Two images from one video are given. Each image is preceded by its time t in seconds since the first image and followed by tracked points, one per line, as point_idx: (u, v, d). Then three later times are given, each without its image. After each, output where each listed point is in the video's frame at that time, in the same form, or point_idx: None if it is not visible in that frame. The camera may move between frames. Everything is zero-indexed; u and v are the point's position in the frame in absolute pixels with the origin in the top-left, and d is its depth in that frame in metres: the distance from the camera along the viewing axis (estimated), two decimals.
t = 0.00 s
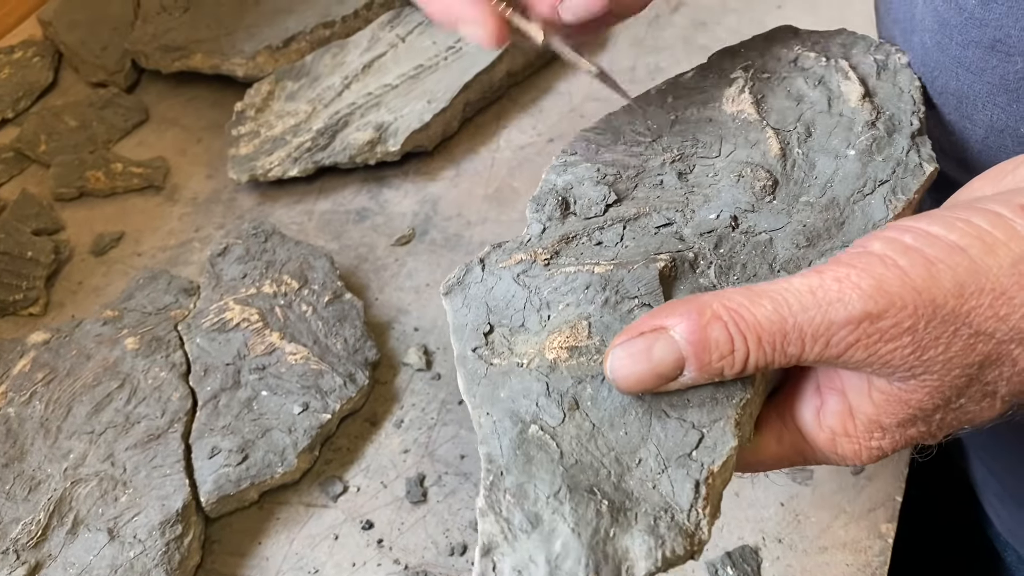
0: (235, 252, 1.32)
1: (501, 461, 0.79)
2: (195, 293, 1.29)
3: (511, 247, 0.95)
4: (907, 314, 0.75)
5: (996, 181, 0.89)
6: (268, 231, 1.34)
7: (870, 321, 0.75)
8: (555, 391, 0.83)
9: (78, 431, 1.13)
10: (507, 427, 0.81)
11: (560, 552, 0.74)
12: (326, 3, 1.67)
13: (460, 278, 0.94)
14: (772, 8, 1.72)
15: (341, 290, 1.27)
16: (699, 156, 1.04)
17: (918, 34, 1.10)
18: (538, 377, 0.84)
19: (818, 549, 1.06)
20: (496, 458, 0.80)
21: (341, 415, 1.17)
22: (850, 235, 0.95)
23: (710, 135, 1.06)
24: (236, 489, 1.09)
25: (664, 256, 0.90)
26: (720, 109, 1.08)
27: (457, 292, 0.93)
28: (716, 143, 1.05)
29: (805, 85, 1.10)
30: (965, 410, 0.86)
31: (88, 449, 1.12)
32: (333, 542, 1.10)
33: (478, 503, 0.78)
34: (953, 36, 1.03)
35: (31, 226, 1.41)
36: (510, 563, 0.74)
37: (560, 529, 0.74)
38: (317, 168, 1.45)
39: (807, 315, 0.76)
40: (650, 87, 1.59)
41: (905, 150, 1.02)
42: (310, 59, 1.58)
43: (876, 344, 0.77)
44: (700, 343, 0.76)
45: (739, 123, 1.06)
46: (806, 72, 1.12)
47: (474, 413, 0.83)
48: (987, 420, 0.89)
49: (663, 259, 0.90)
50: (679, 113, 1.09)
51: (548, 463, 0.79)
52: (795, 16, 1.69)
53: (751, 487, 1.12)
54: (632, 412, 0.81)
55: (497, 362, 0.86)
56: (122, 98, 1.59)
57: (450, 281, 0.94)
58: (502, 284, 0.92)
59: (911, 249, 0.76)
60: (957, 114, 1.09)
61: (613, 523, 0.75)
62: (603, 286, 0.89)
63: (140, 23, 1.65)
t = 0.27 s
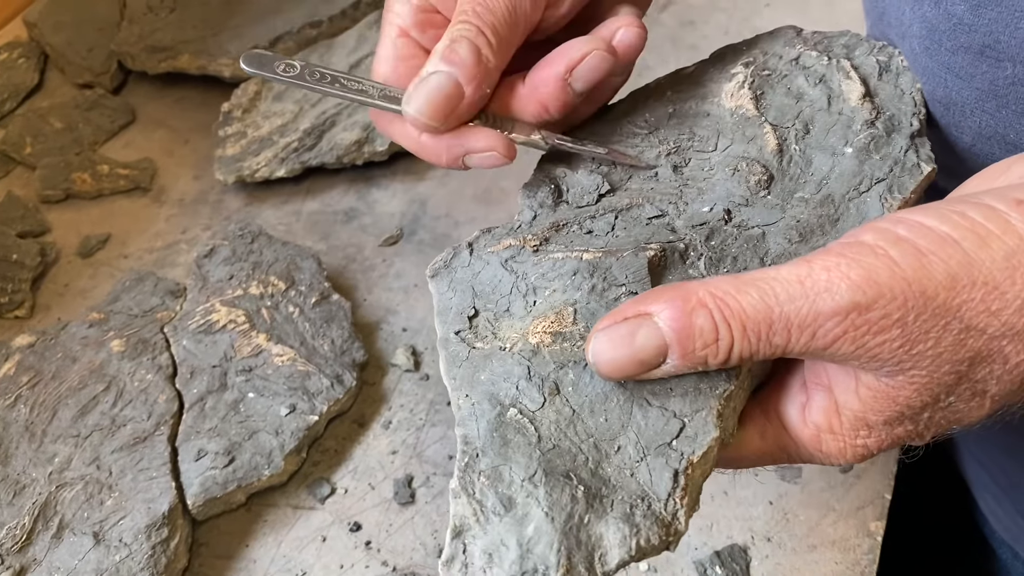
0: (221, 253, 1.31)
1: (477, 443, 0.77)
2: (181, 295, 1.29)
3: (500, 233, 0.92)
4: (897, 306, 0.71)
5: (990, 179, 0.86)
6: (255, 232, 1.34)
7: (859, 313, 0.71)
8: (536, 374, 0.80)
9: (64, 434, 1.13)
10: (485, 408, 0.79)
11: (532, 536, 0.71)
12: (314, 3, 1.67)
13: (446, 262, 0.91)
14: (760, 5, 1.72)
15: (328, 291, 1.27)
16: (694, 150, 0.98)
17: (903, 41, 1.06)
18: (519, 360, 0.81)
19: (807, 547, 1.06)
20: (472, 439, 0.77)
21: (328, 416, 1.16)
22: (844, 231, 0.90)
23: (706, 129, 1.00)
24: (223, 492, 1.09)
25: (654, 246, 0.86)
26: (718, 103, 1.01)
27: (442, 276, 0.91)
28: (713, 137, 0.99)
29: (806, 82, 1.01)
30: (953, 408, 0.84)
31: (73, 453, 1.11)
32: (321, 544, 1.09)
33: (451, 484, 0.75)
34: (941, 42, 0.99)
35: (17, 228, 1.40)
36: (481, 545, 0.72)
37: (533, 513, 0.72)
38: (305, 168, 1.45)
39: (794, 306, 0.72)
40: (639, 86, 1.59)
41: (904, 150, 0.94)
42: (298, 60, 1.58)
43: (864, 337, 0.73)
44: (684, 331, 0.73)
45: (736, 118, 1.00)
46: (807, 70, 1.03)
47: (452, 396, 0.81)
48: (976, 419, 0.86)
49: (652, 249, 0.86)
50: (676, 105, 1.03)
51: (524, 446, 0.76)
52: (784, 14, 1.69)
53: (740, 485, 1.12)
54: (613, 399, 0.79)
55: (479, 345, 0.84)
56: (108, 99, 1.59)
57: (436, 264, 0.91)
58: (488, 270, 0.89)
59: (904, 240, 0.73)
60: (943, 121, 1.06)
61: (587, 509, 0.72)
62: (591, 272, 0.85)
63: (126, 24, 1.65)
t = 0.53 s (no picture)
0: (213, 254, 1.31)
1: (468, 424, 0.78)
2: (174, 296, 1.28)
3: (497, 224, 0.93)
4: (890, 295, 0.71)
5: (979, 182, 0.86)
6: (247, 232, 1.34)
7: (852, 301, 0.71)
8: (528, 360, 0.81)
9: (56, 436, 1.13)
10: (477, 392, 0.80)
11: (521, 516, 0.71)
12: (304, 4, 1.67)
13: (443, 250, 0.92)
14: (750, 4, 1.72)
15: (321, 291, 1.27)
16: (692, 149, 0.98)
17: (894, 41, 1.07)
18: (513, 345, 0.82)
19: (799, 544, 1.07)
20: (463, 421, 0.78)
21: (321, 416, 1.16)
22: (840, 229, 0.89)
23: (705, 129, 1.00)
24: (216, 492, 1.09)
25: (650, 238, 0.87)
26: (717, 104, 1.02)
27: (438, 264, 0.91)
28: (711, 137, 0.99)
29: (805, 86, 1.01)
30: (945, 399, 0.83)
31: (66, 454, 1.11)
32: (314, 544, 1.09)
33: (442, 464, 0.76)
34: (928, 43, 1.00)
35: (9, 230, 1.39)
36: (469, 524, 0.72)
37: (522, 494, 0.72)
38: (296, 168, 1.45)
39: (787, 294, 0.72)
40: (630, 85, 1.60)
41: (901, 151, 0.94)
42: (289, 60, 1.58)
43: (857, 326, 0.73)
44: (677, 318, 0.73)
45: (735, 118, 1.00)
46: (806, 74, 1.02)
47: (444, 379, 0.81)
48: (968, 412, 0.86)
49: (648, 240, 0.86)
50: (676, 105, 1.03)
51: (515, 429, 0.77)
52: (773, 13, 1.70)
53: (732, 482, 1.12)
54: (606, 384, 0.79)
55: (473, 331, 0.84)
56: (99, 101, 1.58)
57: (433, 252, 0.92)
58: (484, 259, 0.90)
59: (898, 230, 0.73)
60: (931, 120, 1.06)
61: (577, 492, 0.73)
62: (587, 262, 0.86)
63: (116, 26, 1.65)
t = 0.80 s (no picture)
0: (208, 255, 1.31)
1: (474, 415, 0.78)
2: (168, 297, 1.29)
3: (502, 216, 0.93)
4: (891, 283, 0.72)
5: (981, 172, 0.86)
6: (241, 233, 1.34)
7: (853, 290, 0.72)
8: (534, 350, 0.81)
9: (51, 438, 1.13)
10: (483, 383, 0.80)
11: (528, 505, 0.72)
12: (297, 4, 1.67)
13: (447, 242, 0.92)
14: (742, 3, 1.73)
15: (315, 292, 1.27)
16: (693, 139, 0.99)
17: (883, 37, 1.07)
18: (518, 336, 0.82)
19: (793, 541, 1.07)
20: (469, 412, 0.78)
21: (316, 417, 1.16)
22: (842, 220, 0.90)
23: (706, 121, 1.00)
24: (212, 494, 1.09)
25: (653, 229, 0.87)
26: (718, 95, 1.02)
27: (442, 256, 0.91)
28: (713, 128, 0.99)
29: (805, 76, 1.01)
30: (946, 387, 0.84)
31: (61, 456, 1.11)
32: (310, 544, 1.09)
33: (449, 454, 0.76)
34: (916, 41, 1.00)
35: (3, 232, 1.39)
36: (477, 514, 0.72)
37: (529, 484, 0.73)
38: (290, 169, 1.45)
39: (790, 283, 0.73)
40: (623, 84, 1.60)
41: (902, 142, 0.95)
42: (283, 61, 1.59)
43: (859, 315, 0.74)
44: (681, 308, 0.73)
45: (736, 109, 1.00)
46: (807, 63, 1.02)
47: (451, 370, 0.81)
48: (969, 400, 0.86)
49: (651, 231, 0.87)
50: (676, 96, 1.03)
51: (521, 419, 0.77)
52: (765, 12, 1.70)
53: (727, 481, 1.13)
54: (610, 374, 0.79)
55: (478, 323, 0.84)
56: (93, 102, 1.58)
57: (437, 245, 0.91)
58: (489, 251, 0.90)
59: (899, 220, 0.73)
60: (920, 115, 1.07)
61: (583, 481, 0.73)
62: (591, 254, 0.86)
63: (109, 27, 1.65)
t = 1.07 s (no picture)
0: (201, 260, 1.32)
1: (473, 408, 0.78)
2: (162, 302, 1.29)
3: (502, 215, 0.93)
4: (881, 278, 0.72)
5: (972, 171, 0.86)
6: (234, 238, 1.34)
7: (845, 285, 0.72)
8: (532, 345, 0.81)
9: (45, 443, 1.13)
10: (482, 377, 0.80)
11: (525, 495, 0.72)
12: (290, 9, 1.67)
13: (449, 241, 0.92)
14: (733, 7, 1.74)
15: (309, 297, 1.27)
16: (693, 141, 0.99)
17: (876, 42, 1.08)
18: (517, 332, 0.82)
19: (785, 542, 1.08)
20: (468, 406, 0.79)
21: (310, 421, 1.17)
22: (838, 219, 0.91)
23: (705, 122, 1.01)
24: (205, 498, 1.09)
25: (651, 227, 0.88)
26: (717, 97, 1.03)
27: (444, 254, 0.92)
28: (710, 130, 1.00)
29: (803, 79, 1.02)
30: (937, 382, 0.84)
31: (55, 462, 1.11)
32: (304, 548, 1.10)
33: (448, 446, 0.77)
34: (906, 46, 1.01)
35: None
36: (475, 504, 0.73)
37: (526, 475, 0.73)
38: (283, 173, 1.45)
39: (782, 279, 0.73)
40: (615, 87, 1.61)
41: (897, 142, 0.95)
42: (275, 66, 1.59)
43: (850, 310, 0.74)
44: (675, 304, 0.74)
45: (735, 112, 1.00)
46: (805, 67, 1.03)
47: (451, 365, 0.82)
48: (960, 394, 0.87)
49: (649, 230, 0.87)
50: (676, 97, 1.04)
51: (519, 412, 0.77)
52: (756, 15, 1.71)
53: (718, 483, 1.13)
54: (607, 369, 0.80)
55: (478, 319, 0.85)
56: (86, 107, 1.58)
57: (438, 243, 0.92)
58: (489, 250, 0.90)
59: (889, 216, 0.74)
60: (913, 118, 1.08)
61: (580, 472, 0.74)
62: (589, 252, 0.86)
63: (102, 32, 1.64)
